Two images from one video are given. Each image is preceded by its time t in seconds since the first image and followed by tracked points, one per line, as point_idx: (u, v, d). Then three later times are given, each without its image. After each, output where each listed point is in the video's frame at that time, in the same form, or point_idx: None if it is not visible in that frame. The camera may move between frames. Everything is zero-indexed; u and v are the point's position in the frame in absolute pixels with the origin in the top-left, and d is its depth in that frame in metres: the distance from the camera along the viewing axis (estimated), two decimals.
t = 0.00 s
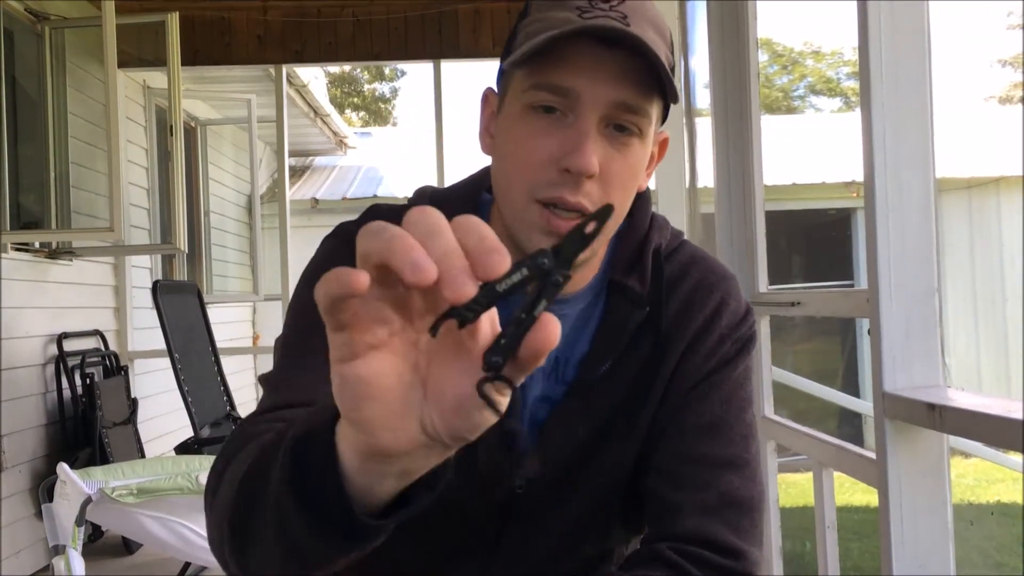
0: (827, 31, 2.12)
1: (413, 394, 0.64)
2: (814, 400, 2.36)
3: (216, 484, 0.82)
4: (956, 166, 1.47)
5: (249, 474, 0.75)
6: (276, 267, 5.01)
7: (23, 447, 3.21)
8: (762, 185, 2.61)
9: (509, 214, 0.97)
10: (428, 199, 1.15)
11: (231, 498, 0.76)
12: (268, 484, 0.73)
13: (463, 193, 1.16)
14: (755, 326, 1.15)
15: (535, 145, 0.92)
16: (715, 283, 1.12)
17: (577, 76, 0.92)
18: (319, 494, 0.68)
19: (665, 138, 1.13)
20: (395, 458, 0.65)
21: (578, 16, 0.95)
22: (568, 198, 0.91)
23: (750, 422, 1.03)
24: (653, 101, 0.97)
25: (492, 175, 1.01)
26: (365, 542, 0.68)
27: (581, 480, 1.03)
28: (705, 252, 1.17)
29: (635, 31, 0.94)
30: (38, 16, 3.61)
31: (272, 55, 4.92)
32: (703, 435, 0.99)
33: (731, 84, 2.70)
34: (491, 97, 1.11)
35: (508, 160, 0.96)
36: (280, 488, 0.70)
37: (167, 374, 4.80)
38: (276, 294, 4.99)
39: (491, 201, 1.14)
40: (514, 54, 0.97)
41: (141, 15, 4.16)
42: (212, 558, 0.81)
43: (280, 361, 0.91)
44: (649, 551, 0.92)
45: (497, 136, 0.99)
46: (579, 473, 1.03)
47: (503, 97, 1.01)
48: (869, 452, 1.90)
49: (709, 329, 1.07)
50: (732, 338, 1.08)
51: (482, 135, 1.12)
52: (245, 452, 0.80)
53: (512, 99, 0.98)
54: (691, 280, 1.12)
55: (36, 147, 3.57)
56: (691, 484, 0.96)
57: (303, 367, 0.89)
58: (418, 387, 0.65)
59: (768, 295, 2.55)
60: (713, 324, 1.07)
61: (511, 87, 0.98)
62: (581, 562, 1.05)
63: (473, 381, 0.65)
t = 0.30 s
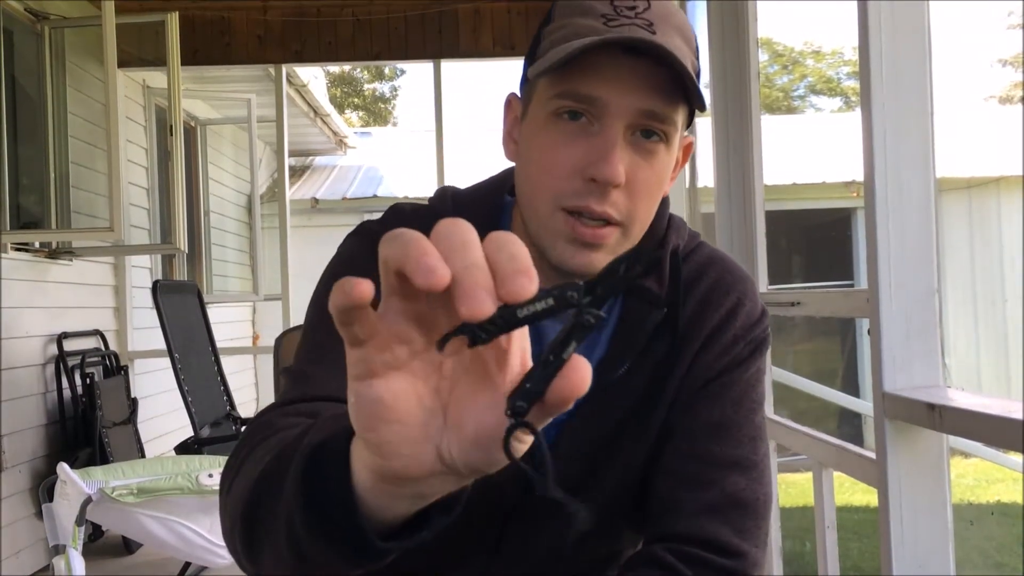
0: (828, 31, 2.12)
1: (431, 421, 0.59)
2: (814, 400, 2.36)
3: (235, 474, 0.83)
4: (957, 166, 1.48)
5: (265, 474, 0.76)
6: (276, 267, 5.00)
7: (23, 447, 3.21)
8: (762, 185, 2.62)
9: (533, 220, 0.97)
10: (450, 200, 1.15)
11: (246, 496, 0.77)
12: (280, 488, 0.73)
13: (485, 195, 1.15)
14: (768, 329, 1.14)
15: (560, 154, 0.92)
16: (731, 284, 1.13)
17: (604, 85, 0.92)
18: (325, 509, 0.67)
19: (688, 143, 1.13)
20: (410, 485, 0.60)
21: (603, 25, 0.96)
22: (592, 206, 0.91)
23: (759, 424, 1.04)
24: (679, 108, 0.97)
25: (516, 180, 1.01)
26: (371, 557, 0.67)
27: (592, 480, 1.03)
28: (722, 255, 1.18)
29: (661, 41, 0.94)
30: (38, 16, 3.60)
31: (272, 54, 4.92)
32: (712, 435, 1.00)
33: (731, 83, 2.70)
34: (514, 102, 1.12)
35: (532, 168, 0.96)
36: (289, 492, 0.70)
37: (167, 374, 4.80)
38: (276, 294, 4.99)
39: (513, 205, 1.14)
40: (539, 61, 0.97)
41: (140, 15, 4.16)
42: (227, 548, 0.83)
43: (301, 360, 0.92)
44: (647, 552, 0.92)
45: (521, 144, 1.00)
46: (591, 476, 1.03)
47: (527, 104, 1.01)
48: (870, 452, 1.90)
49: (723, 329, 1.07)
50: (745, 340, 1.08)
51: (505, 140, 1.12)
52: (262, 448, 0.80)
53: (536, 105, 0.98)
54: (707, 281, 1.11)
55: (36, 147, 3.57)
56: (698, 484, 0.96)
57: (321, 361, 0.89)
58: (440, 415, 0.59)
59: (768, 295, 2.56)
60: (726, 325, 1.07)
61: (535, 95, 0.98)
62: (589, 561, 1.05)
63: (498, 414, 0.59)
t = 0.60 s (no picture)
0: (828, 31, 2.12)
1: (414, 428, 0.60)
2: (814, 400, 2.36)
3: (233, 466, 0.84)
4: (956, 167, 1.47)
5: (259, 470, 0.76)
6: (276, 267, 5.00)
7: (23, 447, 3.21)
8: (762, 185, 2.62)
9: (545, 226, 0.98)
10: (463, 200, 1.16)
11: (241, 490, 0.77)
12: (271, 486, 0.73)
13: (498, 195, 1.16)
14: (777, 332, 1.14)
15: (573, 162, 0.93)
16: (742, 285, 1.13)
17: (617, 93, 0.92)
18: (314, 510, 0.67)
19: (703, 148, 1.12)
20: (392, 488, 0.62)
21: (618, 33, 0.96)
22: (602, 213, 0.92)
23: (766, 427, 1.02)
24: (693, 116, 0.96)
25: (529, 186, 1.02)
26: (357, 561, 0.67)
27: (600, 481, 1.04)
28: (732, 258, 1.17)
29: (675, 49, 0.94)
30: (38, 16, 3.60)
31: (272, 54, 4.92)
32: (718, 437, 0.99)
33: (731, 83, 2.70)
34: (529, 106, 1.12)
35: (545, 175, 0.96)
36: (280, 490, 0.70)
37: (167, 374, 4.80)
38: (276, 294, 4.99)
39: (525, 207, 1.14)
40: (554, 68, 0.97)
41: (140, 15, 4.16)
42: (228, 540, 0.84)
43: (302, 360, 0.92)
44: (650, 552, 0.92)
45: (534, 150, 1.00)
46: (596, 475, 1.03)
47: (541, 110, 1.01)
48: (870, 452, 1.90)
49: (731, 332, 1.07)
50: (754, 343, 1.07)
51: (519, 145, 1.12)
52: (259, 444, 0.80)
53: (550, 112, 0.98)
54: (717, 283, 1.12)
55: (36, 147, 3.57)
56: (702, 485, 0.96)
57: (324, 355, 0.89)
58: (423, 421, 0.60)
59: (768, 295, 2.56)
60: (734, 327, 1.07)
61: (549, 102, 0.99)
62: (596, 561, 1.06)
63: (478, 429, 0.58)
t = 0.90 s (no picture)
0: (828, 31, 2.12)
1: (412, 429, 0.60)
2: (814, 400, 2.37)
3: (234, 468, 0.84)
4: (957, 166, 1.48)
5: (259, 470, 0.76)
6: (277, 267, 5.01)
7: (23, 447, 3.21)
8: (762, 185, 2.63)
9: (546, 219, 0.98)
10: (465, 200, 1.16)
11: (242, 490, 0.77)
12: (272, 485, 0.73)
13: (501, 196, 1.16)
14: (779, 335, 1.14)
15: (573, 153, 0.93)
16: (744, 287, 1.13)
17: (615, 85, 0.92)
18: (315, 509, 0.67)
19: (702, 143, 1.11)
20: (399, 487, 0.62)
21: (616, 24, 0.95)
22: (603, 205, 0.91)
23: (767, 428, 1.03)
24: (692, 108, 0.96)
25: (530, 180, 1.02)
26: (358, 558, 0.67)
27: (600, 482, 1.04)
28: (734, 260, 1.17)
29: (671, 37, 0.94)
30: (38, 16, 3.61)
31: (272, 54, 4.91)
32: (719, 438, 1.00)
33: (730, 82, 2.69)
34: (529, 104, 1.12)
35: (546, 168, 0.96)
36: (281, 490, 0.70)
37: (167, 374, 4.80)
38: (276, 294, 4.99)
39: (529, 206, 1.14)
40: (552, 62, 0.98)
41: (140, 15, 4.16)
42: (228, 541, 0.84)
43: (304, 361, 0.92)
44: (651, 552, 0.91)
45: (535, 144, 1.00)
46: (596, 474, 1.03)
47: (541, 105, 1.01)
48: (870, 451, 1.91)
49: (733, 332, 1.07)
50: (755, 344, 1.07)
51: (520, 142, 1.12)
52: (259, 443, 0.81)
53: (550, 106, 0.98)
54: (719, 285, 1.12)
55: (36, 146, 3.56)
56: (702, 484, 0.96)
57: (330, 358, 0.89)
58: (421, 422, 0.60)
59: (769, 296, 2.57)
60: (735, 329, 1.07)
61: (549, 95, 0.99)
62: (596, 563, 1.06)
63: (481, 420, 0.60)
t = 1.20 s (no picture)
0: (828, 31, 2.12)
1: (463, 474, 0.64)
2: (814, 399, 2.37)
3: (233, 476, 0.83)
4: (958, 166, 1.48)
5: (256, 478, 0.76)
6: (277, 267, 5.01)
7: (23, 447, 3.21)
8: (762, 184, 2.63)
9: (543, 220, 0.98)
10: (465, 200, 1.16)
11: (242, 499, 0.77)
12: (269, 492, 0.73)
13: (503, 198, 1.16)
14: (780, 335, 1.14)
15: (568, 155, 0.93)
16: (744, 287, 1.13)
17: (610, 86, 0.92)
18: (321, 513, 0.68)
19: (700, 142, 1.11)
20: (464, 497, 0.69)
21: (609, 25, 0.95)
22: (599, 206, 0.92)
23: (766, 428, 1.03)
24: (688, 108, 0.96)
25: (528, 181, 1.02)
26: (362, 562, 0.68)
27: (600, 482, 1.04)
28: (735, 260, 1.17)
29: (665, 38, 0.93)
30: (38, 16, 3.61)
31: (272, 54, 4.91)
32: (718, 437, 1.00)
33: (731, 82, 2.69)
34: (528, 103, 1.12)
35: (542, 169, 0.97)
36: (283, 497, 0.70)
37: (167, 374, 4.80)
38: (276, 295, 4.99)
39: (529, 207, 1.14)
40: (547, 63, 0.97)
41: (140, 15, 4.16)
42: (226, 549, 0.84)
43: (304, 363, 0.92)
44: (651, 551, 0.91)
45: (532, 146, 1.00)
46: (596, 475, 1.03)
47: (538, 105, 1.01)
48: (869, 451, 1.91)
49: (733, 333, 1.07)
50: (755, 345, 1.07)
51: (518, 142, 1.12)
52: (254, 453, 0.80)
53: (546, 107, 0.98)
54: (720, 285, 1.12)
55: (36, 146, 3.56)
56: (702, 484, 0.96)
57: (337, 364, 0.89)
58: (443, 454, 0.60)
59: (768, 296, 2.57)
60: (736, 329, 1.07)
61: (545, 97, 0.98)
62: (597, 564, 1.05)
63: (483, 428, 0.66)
